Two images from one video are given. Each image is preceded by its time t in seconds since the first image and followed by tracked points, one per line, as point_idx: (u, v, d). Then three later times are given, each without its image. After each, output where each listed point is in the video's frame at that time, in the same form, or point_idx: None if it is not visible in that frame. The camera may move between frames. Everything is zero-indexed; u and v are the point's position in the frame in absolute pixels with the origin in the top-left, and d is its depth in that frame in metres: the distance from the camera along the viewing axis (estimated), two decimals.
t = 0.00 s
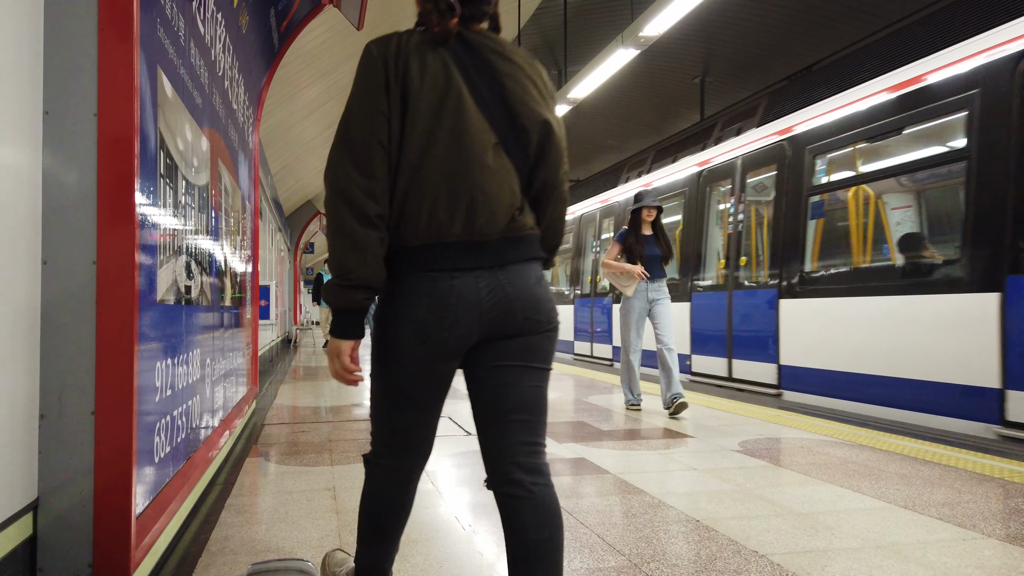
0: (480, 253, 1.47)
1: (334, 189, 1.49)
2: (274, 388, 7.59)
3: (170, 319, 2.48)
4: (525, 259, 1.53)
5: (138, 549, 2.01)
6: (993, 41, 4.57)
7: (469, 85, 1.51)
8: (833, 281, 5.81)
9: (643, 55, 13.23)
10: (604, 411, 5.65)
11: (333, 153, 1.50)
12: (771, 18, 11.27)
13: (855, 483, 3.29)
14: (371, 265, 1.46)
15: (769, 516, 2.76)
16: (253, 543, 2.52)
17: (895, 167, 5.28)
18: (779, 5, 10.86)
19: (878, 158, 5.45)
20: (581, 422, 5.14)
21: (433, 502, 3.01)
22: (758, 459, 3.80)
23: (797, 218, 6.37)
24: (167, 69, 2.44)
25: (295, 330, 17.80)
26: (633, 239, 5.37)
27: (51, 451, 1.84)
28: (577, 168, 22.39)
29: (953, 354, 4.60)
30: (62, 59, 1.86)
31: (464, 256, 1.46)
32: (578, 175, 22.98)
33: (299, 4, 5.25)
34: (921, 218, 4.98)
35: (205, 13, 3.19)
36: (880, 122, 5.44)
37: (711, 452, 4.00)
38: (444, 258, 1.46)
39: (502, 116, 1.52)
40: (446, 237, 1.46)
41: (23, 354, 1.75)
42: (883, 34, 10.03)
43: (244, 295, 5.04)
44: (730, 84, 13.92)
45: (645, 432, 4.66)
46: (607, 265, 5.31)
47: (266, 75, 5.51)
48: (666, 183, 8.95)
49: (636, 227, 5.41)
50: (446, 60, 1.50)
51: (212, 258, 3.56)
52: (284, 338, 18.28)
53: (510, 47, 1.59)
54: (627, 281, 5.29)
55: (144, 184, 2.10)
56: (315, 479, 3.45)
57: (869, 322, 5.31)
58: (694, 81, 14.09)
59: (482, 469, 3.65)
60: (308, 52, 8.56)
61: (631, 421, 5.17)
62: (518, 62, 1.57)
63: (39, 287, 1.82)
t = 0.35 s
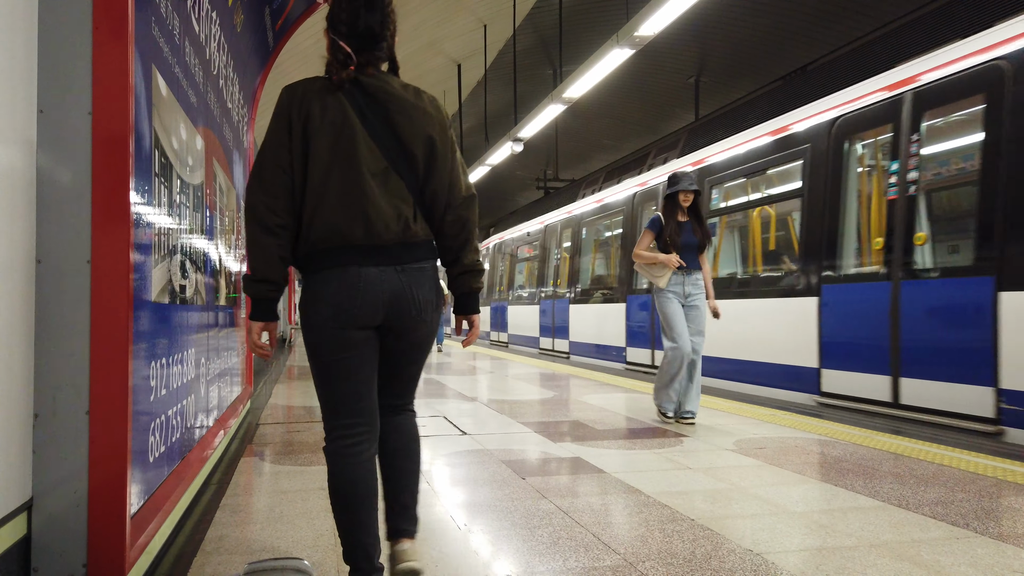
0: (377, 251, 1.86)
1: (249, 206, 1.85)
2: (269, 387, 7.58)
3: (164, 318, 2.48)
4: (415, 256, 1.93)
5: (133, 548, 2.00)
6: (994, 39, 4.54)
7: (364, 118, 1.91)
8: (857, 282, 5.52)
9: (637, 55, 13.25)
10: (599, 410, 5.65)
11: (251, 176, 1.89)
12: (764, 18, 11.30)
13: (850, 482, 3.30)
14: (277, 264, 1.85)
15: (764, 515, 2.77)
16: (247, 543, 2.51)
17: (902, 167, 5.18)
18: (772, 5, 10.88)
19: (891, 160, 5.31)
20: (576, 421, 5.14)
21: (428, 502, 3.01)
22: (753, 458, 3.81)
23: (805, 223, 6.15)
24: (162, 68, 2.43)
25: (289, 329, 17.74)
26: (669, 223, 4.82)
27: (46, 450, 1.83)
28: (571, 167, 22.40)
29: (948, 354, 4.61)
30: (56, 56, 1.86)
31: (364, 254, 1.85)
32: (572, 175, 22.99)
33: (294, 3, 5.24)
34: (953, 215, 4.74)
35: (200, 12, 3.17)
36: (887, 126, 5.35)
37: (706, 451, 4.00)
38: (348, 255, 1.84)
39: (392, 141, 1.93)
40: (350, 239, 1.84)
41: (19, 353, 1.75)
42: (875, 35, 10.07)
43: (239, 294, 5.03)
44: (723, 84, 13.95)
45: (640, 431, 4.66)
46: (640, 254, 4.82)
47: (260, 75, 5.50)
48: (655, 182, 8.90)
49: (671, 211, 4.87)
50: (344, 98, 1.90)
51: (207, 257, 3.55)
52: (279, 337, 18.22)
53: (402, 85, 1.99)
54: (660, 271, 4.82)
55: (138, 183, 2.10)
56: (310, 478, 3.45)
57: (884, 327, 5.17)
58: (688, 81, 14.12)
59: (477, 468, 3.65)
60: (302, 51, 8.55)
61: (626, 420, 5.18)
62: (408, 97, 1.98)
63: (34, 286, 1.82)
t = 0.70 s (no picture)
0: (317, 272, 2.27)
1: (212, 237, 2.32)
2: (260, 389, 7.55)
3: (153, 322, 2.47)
4: (351, 276, 2.33)
5: (118, 553, 1.99)
6: (1000, 41, 4.36)
7: (307, 163, 2.32)
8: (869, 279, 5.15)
9: (629, 56, 13.27)
10: (591, 411, 5.66)
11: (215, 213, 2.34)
12: (755, 19, 11.33)
13: (838, 484, 3.31)
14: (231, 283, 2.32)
15: (751, 517, 2.78)
16: (234, 547, 2.51)
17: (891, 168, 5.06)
18: (763, 7, 10.92)
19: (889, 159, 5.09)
20: (568, 423, 5.14)
21: (417, 504, 3.01)
22: (742, 460, 3.83)
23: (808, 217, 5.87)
24: (149, 71, 2.43)
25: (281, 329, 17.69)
26: (706, 219, 4.28)
27: (31, 456, 1.83)
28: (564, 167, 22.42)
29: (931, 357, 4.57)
30: (43, 60, 1.85)
31: (306, 279, 2.26)
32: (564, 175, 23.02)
33: (285, 4, 5.23)
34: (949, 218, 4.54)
35: (188, 13, 3.16)
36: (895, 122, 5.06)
37: (696, 453, 4.01)
38: (288, 280, 2.25)
39: (331, 182, 2.33)
40: (293, 263, 2.25)
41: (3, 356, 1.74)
42: (867, 37, 10.11)
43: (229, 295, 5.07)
44: (715, 85, 13.97)
45: (629, 433, 4.68)
46: (674, 258, 4.26)
47: (251, 75, 5.49)
48: (648, 184, 8.89)
49: (705, 206, 4.31)
50: (291, 147, 2.32)
51: (196, 258, 3.55)
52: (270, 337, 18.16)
53: (344, 137, 2.39)
54: (696, 275, 4.25)
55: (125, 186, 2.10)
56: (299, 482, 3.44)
57: (875, 327, 5.01)
58: (680, 82, 14.14)
59: (467, 470, 3.65)
60: (294, 51, 8.53)
61: (617, 421, 5.19)
62: (348, 147, 2.37)
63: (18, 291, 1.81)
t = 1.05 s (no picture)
0: (286, 297, 2.58)
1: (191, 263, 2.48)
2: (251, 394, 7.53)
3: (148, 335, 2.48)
4: (315, 301, 2.64)
5: (117, 568, 2.00)
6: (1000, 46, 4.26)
7: (274, 200, 2.61)
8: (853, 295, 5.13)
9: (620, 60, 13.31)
10: (583, 417, 5.68)
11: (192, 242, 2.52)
12: (745, 24, 11.38)
13: (828, 493, 3.35)
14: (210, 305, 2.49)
15: (743, 528, 2.81)
16: (230, 560, 2.51)
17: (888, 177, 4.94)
18: (753, 12, 10.97)
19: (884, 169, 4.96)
20: (561, 429, 5.16)
21: (412, 516, 3.02)
22: (734, 468, 3.86)
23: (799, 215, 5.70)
24: (145, 86, 2.44)
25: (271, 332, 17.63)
26: (762, 219, 3.85)
27: (29, 472, 1.83)
28: (555, 169, 22.45)
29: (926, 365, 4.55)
30: (41, 77, 1.86)
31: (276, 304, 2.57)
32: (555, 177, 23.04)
33: (278, 10, 5.23)
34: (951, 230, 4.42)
35: (182, 24, 3.16)
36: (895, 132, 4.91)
37: (687, 461, 4.05)
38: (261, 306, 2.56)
39: (296, 217, 2.63)
40: (265, 291, 2.55)
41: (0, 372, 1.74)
42: (856, 42, 10.15)
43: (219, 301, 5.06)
44: (705, 89, 14.01)
45: (622, 440, 4.71)
46: (725, 262, 3.83)
47: (243, 82, 5.49)
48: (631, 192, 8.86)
49: (762, 204, 3.87)
50: (259, 188, 2.61)
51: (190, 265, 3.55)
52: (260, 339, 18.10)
53: (304, 176, 2.71)
54: (750, 282, 3.83)
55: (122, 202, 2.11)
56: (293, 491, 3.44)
57: (865, 332, 5.03)
58: (670, 86, 14.19)
59: (461, 479, 3.66)
60: (285, 54, 8.52)
61: (609, 428, 5.22)
62: (309, 186, 2.69)
63: (16, 307, 1.82)
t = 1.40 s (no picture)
0: (252, 288, 3.00)
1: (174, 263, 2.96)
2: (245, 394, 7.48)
3: (134, 339, 2.43)
4: (276, 292, 3.06)
5: None
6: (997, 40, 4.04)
7: (238, 207, 3.02)
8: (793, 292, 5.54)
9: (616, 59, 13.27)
10: (579, 419, 5.65)
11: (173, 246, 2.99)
12: (741, 23, 11.35)
13: (824, 496, 3.33)
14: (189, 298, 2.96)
15: (738, 532, 2.78)
16: (218, 566, 2.47)
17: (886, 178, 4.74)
18: (750, 11, 10.95)
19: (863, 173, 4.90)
20: (557, 431, 5.13)
21: (404, 520, 2.98)
22: (730, 470, 3.83)
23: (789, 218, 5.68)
24: (131, 83, 2.39)
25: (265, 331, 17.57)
26: (837, 199, 3.20)
27: (9, 478, 1.79)
28: (551, 169, 22.40)
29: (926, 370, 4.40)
30: (21, 74, 1.81)
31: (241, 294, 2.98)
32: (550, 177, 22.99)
33: (270, 9, 5.18)
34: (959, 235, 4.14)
35: (171, 22, 3.11)
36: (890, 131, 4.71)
37: (683, 463, 4.02)
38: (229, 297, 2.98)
39: (259, 221, 3.04)
40: (231, 285, 2.97)
41: None
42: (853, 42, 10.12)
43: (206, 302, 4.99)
44: (701, 89, 13.97)
45: (618, 441, 4.68)
46: (790, 249, 3.24)
47: (235, 81, 5.44)
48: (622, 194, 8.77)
49: (838, 179, 3.24)
50: (225, 197, 3.02)
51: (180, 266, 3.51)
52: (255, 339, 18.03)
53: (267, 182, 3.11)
54: (822, 270, 3.25)
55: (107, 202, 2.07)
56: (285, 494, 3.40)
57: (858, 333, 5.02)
58: (666, 86, 14.15)
59: (454, 482, 3.62)
60: (279, 53, 8.46)
61: (604, 429, 5.19)
62: (270, 192, 3.09)
63: None
